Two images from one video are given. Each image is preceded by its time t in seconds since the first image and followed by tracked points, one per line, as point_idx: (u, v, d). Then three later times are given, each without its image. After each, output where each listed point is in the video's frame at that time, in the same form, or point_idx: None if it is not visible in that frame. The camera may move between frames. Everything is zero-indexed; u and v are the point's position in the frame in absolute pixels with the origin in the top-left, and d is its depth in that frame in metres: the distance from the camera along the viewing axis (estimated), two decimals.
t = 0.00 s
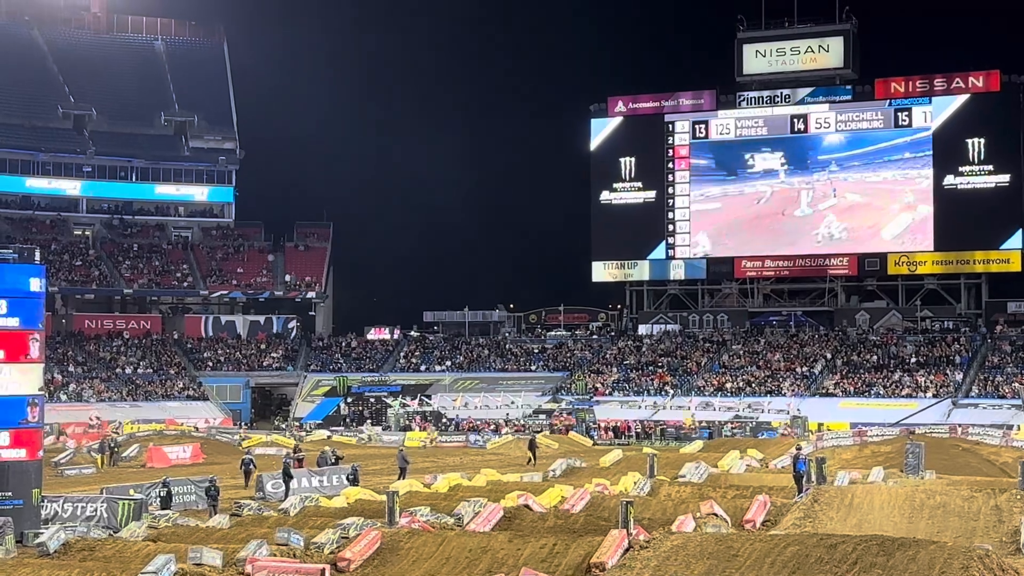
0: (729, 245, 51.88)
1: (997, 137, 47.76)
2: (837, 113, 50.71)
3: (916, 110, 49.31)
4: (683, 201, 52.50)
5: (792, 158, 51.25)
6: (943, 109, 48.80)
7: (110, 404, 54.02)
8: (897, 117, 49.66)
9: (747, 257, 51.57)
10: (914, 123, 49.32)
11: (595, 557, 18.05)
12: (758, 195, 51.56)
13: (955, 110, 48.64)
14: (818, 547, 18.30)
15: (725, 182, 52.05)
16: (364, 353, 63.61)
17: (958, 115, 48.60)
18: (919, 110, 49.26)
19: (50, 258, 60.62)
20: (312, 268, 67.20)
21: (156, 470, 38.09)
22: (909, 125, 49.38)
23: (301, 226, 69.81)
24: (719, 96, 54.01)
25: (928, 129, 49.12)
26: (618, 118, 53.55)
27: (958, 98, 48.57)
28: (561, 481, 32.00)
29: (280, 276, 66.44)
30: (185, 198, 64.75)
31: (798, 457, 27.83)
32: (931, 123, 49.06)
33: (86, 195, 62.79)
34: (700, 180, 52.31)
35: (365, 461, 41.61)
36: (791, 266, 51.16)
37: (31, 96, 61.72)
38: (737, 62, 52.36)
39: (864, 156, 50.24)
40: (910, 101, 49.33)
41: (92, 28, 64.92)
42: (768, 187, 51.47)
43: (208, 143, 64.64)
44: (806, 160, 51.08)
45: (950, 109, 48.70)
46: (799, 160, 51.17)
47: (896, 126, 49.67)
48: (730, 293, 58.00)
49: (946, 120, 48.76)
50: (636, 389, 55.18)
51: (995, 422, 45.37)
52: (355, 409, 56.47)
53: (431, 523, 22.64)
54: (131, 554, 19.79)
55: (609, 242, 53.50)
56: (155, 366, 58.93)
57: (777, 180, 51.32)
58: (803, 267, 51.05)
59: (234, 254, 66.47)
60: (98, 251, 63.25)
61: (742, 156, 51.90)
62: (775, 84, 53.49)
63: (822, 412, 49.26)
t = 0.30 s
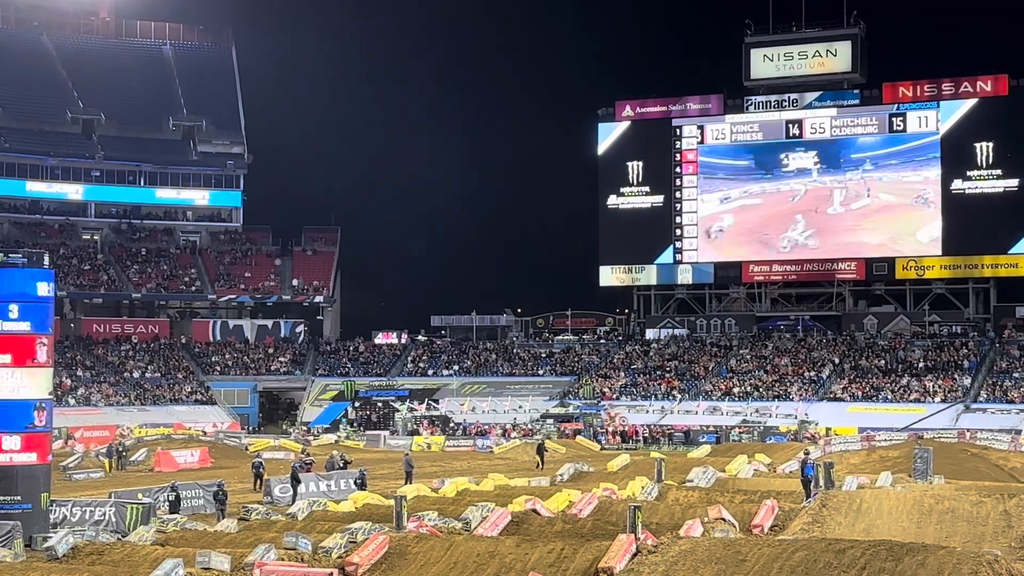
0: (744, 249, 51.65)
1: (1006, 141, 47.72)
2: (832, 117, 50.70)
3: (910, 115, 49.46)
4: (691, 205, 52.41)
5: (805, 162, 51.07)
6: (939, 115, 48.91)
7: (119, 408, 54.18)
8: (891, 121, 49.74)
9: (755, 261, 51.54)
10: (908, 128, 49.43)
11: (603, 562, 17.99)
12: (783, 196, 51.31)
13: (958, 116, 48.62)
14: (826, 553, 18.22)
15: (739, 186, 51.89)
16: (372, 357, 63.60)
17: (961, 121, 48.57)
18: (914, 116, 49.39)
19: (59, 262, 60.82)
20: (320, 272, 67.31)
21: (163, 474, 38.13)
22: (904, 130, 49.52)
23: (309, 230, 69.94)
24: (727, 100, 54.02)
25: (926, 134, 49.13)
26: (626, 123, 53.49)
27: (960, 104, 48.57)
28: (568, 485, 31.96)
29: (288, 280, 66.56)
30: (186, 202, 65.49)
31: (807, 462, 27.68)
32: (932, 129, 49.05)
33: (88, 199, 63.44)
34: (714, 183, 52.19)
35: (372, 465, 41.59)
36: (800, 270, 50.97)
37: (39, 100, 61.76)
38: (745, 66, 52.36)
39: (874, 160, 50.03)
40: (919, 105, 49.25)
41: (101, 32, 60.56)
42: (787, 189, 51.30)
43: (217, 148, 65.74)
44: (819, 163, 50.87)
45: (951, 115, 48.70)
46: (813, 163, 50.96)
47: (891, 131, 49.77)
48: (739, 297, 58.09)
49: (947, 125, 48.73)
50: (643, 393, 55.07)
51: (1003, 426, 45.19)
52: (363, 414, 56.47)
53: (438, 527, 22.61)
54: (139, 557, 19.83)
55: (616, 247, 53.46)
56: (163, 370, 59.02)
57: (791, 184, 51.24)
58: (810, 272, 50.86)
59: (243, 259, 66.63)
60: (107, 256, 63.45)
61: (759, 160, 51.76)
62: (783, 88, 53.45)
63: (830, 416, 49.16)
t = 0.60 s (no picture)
0: (754, 252, 51.52)
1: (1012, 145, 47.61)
2: (825, 122, 50.70)
3: (902, 120, 49.51)
4: (697, 208, 52.25)
5: (814, 165, 50.86)
6: (930, 119, 48.95)
7: (124, 411, 54.17)
8: (883, 126, 49.79)
9: (760, 264, 51.34)
10: (901, 132, 49.48)
11: (609, 565, 17.97)
12: (796, 198, 51.07)
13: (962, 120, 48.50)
14: (831, 557, 18.12)
15: (748, 189, 51.71)
16: (377, 360, 63.55)
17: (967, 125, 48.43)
18: (906, 120, 49.41)
19: (64, 265, 60.84)
20: (325, 276, 67.33)
21: (168, 477, 38.12)
22: (897, 135, 49.56)
23: (314, 234, 69.97)
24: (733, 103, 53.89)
25: (920, 138, 49.16)
26: (631, 126, 53.50)
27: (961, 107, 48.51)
28: (574, 489, 31.90)
29: (293, 284, 66.59)
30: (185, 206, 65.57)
31: (813, 466, 27.54)
32: (934, 133, 48.91)
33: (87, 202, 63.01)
34: (723, 186, 52.04)
35: (378, 469, 41.56)
36: (805, 274, 50.83)
37: (45, 103, 61.80)
38: (750, 69, 52.24)
39: (882, 164, 49.80)
40: (924, 109, 49.05)
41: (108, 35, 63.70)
42: (804, 193, 50.98)
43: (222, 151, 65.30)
44: (827, 166, 50.67)
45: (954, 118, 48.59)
46: (823, 166, 50.75)
47: (883, 135, 49.80)
48: (744, 300, 57.59)
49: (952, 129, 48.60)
50: (649, 397, 54.95)
51: (1010, 431, 44.99)
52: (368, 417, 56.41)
53: (444, 531, 22.57)
54: (144, 561, 19.80)
55: (621, 250, 53.40)
56: (169, 373, 59.05)
57: (802, 187, 51.00)
58: (816, 275, 50.73)
59: (248, 262, 66.67)
60: (113, 259, 63.51)
61: (774, 162, 51.43)
62: (788, 92, 53.34)
63: (837, 420, 48.95)
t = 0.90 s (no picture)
0: (759, 254, 51.42)
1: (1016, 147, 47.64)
2: (817, 124, 50.83)
3: (894, 123, 49.54)
4: (701, 210, 52.15)
5: (818, 167, 50.80)
6: (921, 122, 49.02)
7: (128, 412, 54.23)
8: (875, 129, 49.79)
9: (765, 266, 51.45)
10: (892, 135, 49.53)
11: (613, 567, 17.97)
12: (800, 200, 51.03)
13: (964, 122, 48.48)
14: (836, 559, 18.09)
15: (752, 191, 51.66)
16: (381, 361, 63.54)
17: (970, 127, 48.41)
18: (898, 123, 49.47)
19: (69, 266, 60.94)
20: (329, 277, 67.41)
21: (172, 478, 38.18)
22: (890, 137, 49.55)
23: (319, 235, 70.05)
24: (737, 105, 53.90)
25: (911, 141, 49.27)
26: (635, 128, 53.45)
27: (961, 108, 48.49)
28: (578, 490, 31.90)
29: (297, 285, 66.62)
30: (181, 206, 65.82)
31: (817, 467, 27.47)
32: (926, 135, 48.97)
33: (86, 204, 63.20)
34: (727, 188, 51.95)
35: (382, 470, 41.56)
36: (810, 276, 51.07)
37: (49, 104, 61.86)
38: (755, 71, 52.21)
39: (886, 166, 49.69)
40: (928, 110, 48.94)
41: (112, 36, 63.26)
42: (809, 194, 50.92)
43: (227, 152, 65.60)
44: (831, 168, 50.59)
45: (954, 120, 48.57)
46: (826, 168, 50.67)
47: (876, 138, 49.81)
48: (748, 303, 57.76)
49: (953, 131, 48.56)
50: (653, 398, 54.89)
51: (1014, 433, 44.91)
52: (372, 418, 56.45)
53: (448, 532, 22.56)
54: (149, 562, 19.78)
55: (625, 252, 53.27)
56: (173, 374, 59.12)
57: (806, 189, 50.95)
58: (820, 278, 51.02)
59: (252, 263, 66.76)
60: (117, 260, 63.61)
61: (779, 163, 51.38)
62: (793, 94, 53.35)
63: (841, 422, 48.89)
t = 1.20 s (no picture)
0: (762, 253, 51.39)
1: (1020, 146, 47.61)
2: (808, 125, 50.97)
3: (885, 123, 49.68)
4: (704, 210, 52.19)
5: (822, 166, 50.71)
6: (912, 122, 49.21)
7: (132, 410, 54.29)
8: (865, 129, 49.95)
9: (768, 266, 51.41)
10: (883, 135, 49.63)
11: (616, 566, 17.94)
12: (804, 199, 50.95)
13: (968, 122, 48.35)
14: (839, 558, 18.08)
15: (755, 190, 51.63)
16: (384, 360, 63.55)
17: (974, 126, 48.29)
18: (888, 123, 49.63)
19: (72, 265, 61.04)
20: (333, 276, 67.46)
21: (175, 477, 38.21)
22: (879, 137, 49.73)
23: (322, 234, 70.13)
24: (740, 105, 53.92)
25: (902, 141, 49.43)
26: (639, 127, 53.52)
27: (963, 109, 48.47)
28: (581, 490, 31.91)
29: (301, 284, 66.67)
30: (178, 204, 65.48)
31: (820, 467, 27.43)
32: (915, 135, 49.18)
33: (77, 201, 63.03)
34: (730, 187, 51.94)
35: (385, 469, 41.59)
36: (813, 275, 50.90)
37: (54, 103, 61.95)
38: (758, 70, 52.22)
39: (890, 165, 49.58)
40: (932, 110, 48.91)
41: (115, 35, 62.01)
42: (812, 193, 50.83)
43: (231, 151, 65.55)
44: (835, 167, 50.50)
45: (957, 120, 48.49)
46: (830, 167, 50.59)
47: (867, 138, 49.91)
48: (751, 302, 57.68)
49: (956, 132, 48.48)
50: (656, 397, 54.86)
51: (1017, 432, 44.83)
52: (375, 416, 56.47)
53: (450, 531, 22.54)
54: (152, 560, 19.82)
55: (628, 250, 53.19)
56: (177, 373, 59.18)
57: (809, 188, 50.87)
58: (824, 277, 50.82)
59: (255, 262, 66.82)
60: (120, 258, 63.67)
61: (783, 162, 51.28)
62: (796, 93, 53.35)
63: (844, 422, 48.85)
